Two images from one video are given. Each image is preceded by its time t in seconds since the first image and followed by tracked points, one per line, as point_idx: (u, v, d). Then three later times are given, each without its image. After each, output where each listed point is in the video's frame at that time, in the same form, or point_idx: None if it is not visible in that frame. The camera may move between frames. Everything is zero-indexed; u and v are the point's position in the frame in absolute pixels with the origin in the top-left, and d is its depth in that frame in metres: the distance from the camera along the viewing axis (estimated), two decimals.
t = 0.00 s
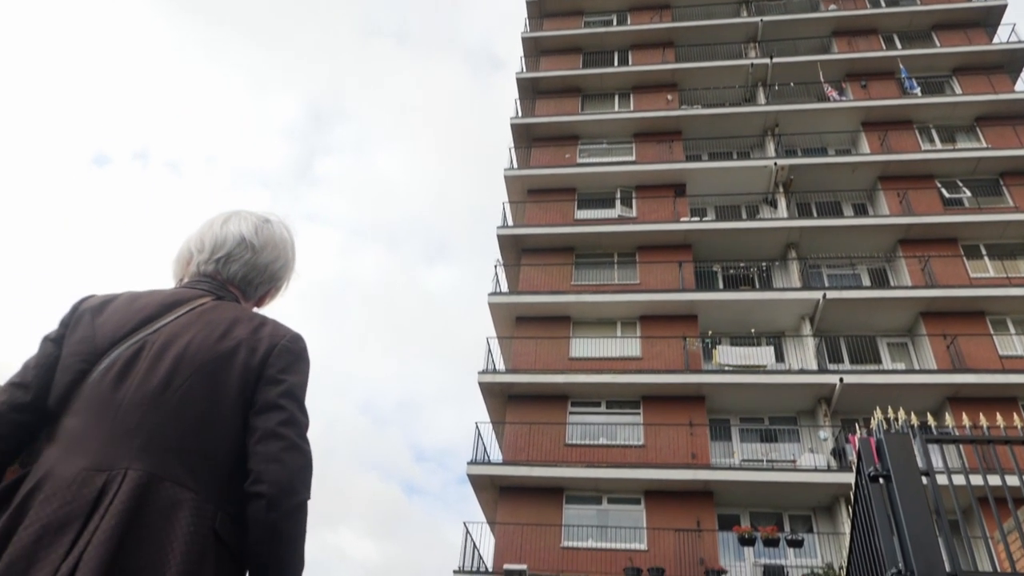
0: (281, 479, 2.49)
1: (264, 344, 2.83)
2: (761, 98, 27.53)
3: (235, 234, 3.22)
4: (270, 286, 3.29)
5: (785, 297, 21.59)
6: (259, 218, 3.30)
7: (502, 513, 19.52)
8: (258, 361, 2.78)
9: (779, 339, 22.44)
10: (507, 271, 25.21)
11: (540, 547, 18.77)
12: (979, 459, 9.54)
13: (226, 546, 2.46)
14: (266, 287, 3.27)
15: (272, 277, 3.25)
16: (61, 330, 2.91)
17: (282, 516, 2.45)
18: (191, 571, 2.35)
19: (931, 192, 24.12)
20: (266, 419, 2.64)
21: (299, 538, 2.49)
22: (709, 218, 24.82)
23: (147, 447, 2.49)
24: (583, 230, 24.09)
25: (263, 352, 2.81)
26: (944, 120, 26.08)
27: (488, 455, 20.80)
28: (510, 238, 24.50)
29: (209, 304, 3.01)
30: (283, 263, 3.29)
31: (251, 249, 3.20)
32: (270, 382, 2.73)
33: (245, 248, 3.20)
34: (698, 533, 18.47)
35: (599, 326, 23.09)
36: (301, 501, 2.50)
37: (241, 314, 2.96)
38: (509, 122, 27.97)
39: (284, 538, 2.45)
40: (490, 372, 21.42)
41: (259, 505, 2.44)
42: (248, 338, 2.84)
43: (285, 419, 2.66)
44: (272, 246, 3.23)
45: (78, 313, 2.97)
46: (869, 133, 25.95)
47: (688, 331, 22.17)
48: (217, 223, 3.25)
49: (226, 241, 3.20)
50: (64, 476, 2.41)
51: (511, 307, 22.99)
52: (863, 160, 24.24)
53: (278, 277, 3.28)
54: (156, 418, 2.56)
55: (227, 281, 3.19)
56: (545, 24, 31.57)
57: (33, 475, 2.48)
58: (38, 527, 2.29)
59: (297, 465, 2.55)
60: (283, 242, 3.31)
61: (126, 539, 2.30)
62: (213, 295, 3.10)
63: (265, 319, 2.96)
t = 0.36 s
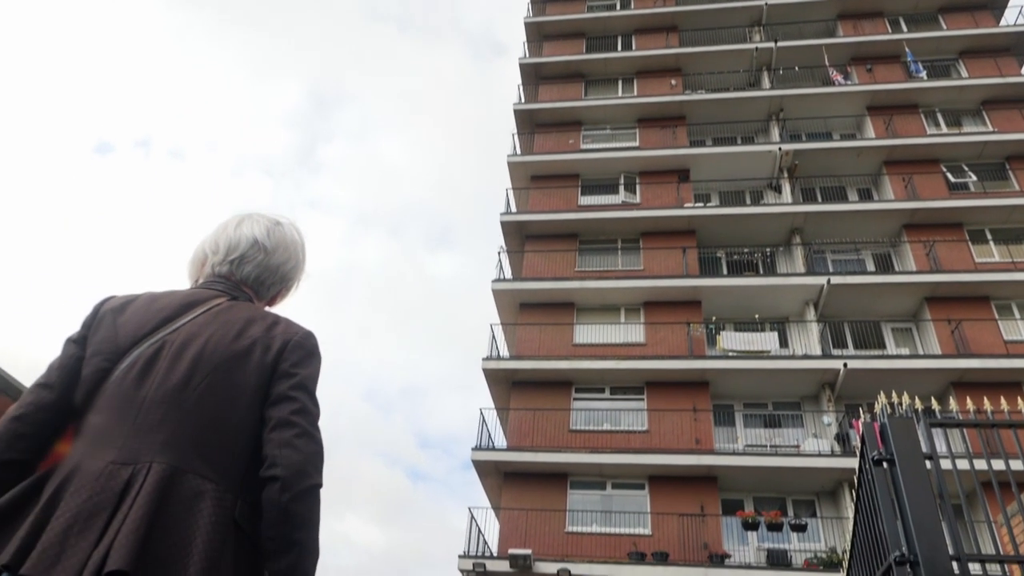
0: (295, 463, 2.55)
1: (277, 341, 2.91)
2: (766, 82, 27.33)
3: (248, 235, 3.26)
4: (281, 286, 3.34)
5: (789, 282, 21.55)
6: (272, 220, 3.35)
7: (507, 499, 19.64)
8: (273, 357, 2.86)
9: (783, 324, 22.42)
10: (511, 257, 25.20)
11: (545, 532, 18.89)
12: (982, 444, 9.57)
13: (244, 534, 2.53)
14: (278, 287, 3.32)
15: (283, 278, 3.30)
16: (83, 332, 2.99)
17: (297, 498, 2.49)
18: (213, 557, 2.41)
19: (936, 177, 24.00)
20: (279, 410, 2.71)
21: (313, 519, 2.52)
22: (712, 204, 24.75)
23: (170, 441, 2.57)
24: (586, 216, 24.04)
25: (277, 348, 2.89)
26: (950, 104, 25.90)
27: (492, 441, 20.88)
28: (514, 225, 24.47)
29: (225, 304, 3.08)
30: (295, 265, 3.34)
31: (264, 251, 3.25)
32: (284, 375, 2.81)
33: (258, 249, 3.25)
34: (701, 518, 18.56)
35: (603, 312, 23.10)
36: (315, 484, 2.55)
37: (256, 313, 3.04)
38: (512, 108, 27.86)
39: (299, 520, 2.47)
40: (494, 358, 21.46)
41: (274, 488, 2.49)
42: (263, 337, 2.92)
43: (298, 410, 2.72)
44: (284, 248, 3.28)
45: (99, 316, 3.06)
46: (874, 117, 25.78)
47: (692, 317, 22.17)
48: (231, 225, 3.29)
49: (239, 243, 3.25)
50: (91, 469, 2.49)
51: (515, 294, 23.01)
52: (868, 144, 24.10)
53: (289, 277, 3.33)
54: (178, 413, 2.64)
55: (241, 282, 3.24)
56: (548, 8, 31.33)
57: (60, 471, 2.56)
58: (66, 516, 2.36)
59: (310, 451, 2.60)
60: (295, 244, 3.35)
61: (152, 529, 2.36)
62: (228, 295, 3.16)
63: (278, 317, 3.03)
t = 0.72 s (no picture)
0: (306, 453, 2.57)
1: (291, 340, 2.93)
2: (771, 67, 27.14)
3: (261, 239, 3.26)
4: (293, 289, 3.34)
5: (793, 268, 21.50)
6: (283, 225, 3.33)
7: (511, 485, 19.73)
8: (287, 354, 2.89)
9: (788, 310, 22.40)
10: (514, 244, 25.17)
11: (549, 518, 19.00)
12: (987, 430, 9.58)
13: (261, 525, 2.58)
14: (289, 289, 3.32)
15: (294, 280, 3.30)
16: (106, 333, 3.00)
17: (310, 488, 2.51)
18: (231, 547, 2.46)
19: (942, 162, 23.86)
20: (292, 405, 2.74)
21: (324, 505, 2.53)
22: (717, 190, 24.68)
23: (189, 438, 2.61)
24: (590, 202, 23.98)
25: (290, 346, 2.90)
26: (956, 88, 25.72)
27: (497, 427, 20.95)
28: (517, 212, 24.43)
29: (239, 306, 3.08)
30: (308, 268, 3.33)
31: (276, 254, 3.25)
32: (298, 372, 2.84)
33: (270, 253, 3.25)
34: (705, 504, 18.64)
35: (607, 299, 23.10)
36: (325, 473, 2.56)
37: (272, 315, 3.05)
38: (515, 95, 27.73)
39: (312, 506, 2.50)
40: (499, 345, 21.49)
41: (286, 477, 2.51)
42: (277, 337, 2.93)
43: (311, 406, 2.75)
44: (296, 251, 3.27)
45: (121, 316, 3.06)
46: (879, 102, 25.62)
47: (696, 303, 22.15)
48: (244, 229, 3.29)
49: (253, 246, 3.25)
50: (114, 464, 2.55)
51: (519, 281, 23.00)
52: (873, 129, 23.96)
53: (301, 279, 3.33)
54: (197, 411, 2.67)
55: (255, 285, 3.24)
56: None
57: (84, 467, 2.61)
58: (91, 511, 2.42)
59: (322, 444, 2.62)
60: (307, 247, 3.35)
61: (174, 522, 2.43)
62: (243, 297, 3.16)
63: (291, 318, 3.05)
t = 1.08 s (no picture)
0: (316, 443, 2.59)
1: (303, 339, 2.94)
2: (774, 51, 26.97)
3: (269, 241, 3.28)
4: (304, 289, 3.35)
5: (796, 254, 21.47)
6: (291, 227, 3.35)
7: (514, 470, 19.83)
8: (300, 352, 2.90)
9: (790, 296, 22.39)
10: (517, 230, 25.15)
11: (552, 503, 19.10)
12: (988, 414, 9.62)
13: (275, 517, 2.62)
14: (300, 289, 3.33)
15: (304, 280, 3.31)
16: (125, 334, 3.01)
17: (323, 476, 2.52)
18: (245, 536, 2.50)
19: (946, 146, 23.75)
20: (303, 399, 2.76)
21: (334, 493, 2.54)
22: (720, 175, 24.63)
23: (207, 434, 2.64)
24: (592, 188, 23.93)
25: (304, 344, 2.93)
26: (961, 73, 25.56)
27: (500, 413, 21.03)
28: (520, 198, 24.38)
29: (253, 308, 3.09)
30: (317, 268, 3.34)
31: (284, 255, 3.26)
32: (308, 369, 2.85)
33: (279, 254, 3.26)
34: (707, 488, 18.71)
35: (610, 285, 23.11)
36: (333, 461, 2.57)
37: (287, 318, 3.06)
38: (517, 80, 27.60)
39: (324, 493, 2.51)
40: (501, 331, 21.52)
41: (297, 468, 2.54)
42: (290, 336, 2.95)
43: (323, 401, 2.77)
44: (303, 251, 3.29)
45: (138, 319, 3.08)
46: (884, 86, 25.48)
47: (699, 289, 22.15)
48: (253, 233, 3.32)
49: (262, 248, 3.28)
50: (135, 460, 2.59)
51: (521, 267, 22.99)
52: (877, 114, 23.84)
53: (311, 279, 3.33)
54: (214, 408, 2.70)
55: (266, 286, 3.25)
56: None
57: (105, 463, 2.65)
58: (114, 505, 2.47)
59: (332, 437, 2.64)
60: (315, 249, 3.36)
61: (193, 515, 2.47)
62: (257, 299, 3.18)
63: (303, 319, 3.06)
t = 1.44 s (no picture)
0: (327, 436, 2.61)
1: (314, 339, 2.97)
2: (777, 35, 26.78)
3: (275, 244, 3.30)
4: (314, 287, 3.36)
5: (798, 239, 21.41)
6: (295, 228, 3.37)
7: (516, 455, 19.91)
8: (312, 351, 2.93)
9: (792, 281, 22.37)
10: (518, 217, 25.11)
11: (554, 488, 19.19)
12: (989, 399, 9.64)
13: (289, 512, 2.66)
14: (309, 287, 3.34)
15: (313, 278, 3.31)
16: (144, 334, 3.04)
17: (334, 466, 2.55)
18: (261, 527, 2.53)
19: (949, 131, 23.64)
20: (314, 394, 2.78)
21: (346, 483, 2.56)
22: (722, 161, 24.55)
23: (223, 429, 2.67)
24: (594, 174, 23.85)
25: (316, 343, 2.95)
26: (965, 56, 25.39)
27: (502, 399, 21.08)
28: (521, 184, 24.32)
29: (267, 310, 3.11)
30: (325, 266, 3.35)
31: (290, 255, 3.28)
32: (320, 366, 2.88)
33: (285, 254, 3.28)
34: (708, 474, 18.78)
35: (612, 271, 23.10)
36: (344, 453, 2.59)
37: (303, 319, 3.09)
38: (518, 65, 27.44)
39: (335, 483, 2.53)
40: (503, 318, 21.54)
41: (309, 460, 2.56)
42: (302, 337, 2.97)
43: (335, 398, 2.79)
44: (308, 250, 3.30)
45: (156, 319, 3.10)
46: (887, 71, 25.32)
47: (700, 275, 22.14)
48: (260, 237, 3.35)
49: (268, 251, 3.29)
50: (154, 456, 2.63)
51: (523, 253, 22.97)
52: (881, 99, 23.70)
53: (320, 276, 3.34)
54: (230, 404, 2.73)
55: (275, 287, 3.27)
56: None
57: (127, 459, 2.69)
58: (136, 499, 2.52)
59: (343, 430, 2.66)
60: (321, 247, 3.37)
61: (211, 508, 2.50)
62: (270, 301, 3.20)
63: (314, 321, 3.08)
